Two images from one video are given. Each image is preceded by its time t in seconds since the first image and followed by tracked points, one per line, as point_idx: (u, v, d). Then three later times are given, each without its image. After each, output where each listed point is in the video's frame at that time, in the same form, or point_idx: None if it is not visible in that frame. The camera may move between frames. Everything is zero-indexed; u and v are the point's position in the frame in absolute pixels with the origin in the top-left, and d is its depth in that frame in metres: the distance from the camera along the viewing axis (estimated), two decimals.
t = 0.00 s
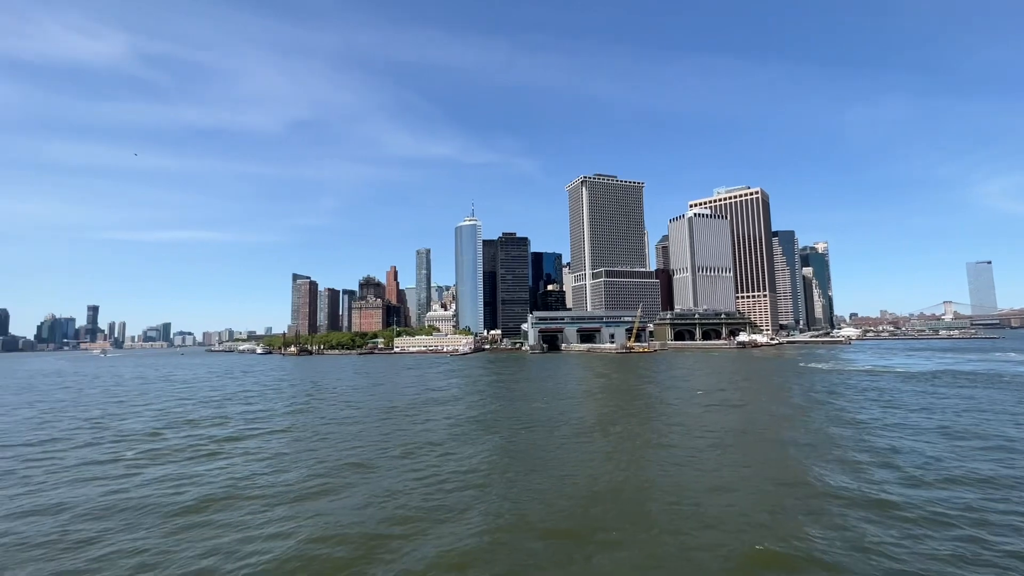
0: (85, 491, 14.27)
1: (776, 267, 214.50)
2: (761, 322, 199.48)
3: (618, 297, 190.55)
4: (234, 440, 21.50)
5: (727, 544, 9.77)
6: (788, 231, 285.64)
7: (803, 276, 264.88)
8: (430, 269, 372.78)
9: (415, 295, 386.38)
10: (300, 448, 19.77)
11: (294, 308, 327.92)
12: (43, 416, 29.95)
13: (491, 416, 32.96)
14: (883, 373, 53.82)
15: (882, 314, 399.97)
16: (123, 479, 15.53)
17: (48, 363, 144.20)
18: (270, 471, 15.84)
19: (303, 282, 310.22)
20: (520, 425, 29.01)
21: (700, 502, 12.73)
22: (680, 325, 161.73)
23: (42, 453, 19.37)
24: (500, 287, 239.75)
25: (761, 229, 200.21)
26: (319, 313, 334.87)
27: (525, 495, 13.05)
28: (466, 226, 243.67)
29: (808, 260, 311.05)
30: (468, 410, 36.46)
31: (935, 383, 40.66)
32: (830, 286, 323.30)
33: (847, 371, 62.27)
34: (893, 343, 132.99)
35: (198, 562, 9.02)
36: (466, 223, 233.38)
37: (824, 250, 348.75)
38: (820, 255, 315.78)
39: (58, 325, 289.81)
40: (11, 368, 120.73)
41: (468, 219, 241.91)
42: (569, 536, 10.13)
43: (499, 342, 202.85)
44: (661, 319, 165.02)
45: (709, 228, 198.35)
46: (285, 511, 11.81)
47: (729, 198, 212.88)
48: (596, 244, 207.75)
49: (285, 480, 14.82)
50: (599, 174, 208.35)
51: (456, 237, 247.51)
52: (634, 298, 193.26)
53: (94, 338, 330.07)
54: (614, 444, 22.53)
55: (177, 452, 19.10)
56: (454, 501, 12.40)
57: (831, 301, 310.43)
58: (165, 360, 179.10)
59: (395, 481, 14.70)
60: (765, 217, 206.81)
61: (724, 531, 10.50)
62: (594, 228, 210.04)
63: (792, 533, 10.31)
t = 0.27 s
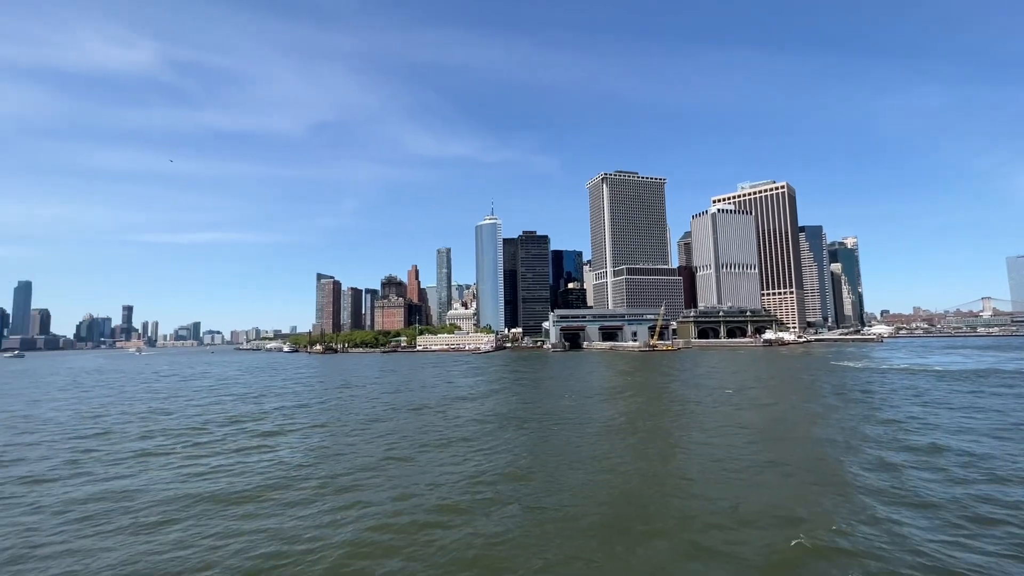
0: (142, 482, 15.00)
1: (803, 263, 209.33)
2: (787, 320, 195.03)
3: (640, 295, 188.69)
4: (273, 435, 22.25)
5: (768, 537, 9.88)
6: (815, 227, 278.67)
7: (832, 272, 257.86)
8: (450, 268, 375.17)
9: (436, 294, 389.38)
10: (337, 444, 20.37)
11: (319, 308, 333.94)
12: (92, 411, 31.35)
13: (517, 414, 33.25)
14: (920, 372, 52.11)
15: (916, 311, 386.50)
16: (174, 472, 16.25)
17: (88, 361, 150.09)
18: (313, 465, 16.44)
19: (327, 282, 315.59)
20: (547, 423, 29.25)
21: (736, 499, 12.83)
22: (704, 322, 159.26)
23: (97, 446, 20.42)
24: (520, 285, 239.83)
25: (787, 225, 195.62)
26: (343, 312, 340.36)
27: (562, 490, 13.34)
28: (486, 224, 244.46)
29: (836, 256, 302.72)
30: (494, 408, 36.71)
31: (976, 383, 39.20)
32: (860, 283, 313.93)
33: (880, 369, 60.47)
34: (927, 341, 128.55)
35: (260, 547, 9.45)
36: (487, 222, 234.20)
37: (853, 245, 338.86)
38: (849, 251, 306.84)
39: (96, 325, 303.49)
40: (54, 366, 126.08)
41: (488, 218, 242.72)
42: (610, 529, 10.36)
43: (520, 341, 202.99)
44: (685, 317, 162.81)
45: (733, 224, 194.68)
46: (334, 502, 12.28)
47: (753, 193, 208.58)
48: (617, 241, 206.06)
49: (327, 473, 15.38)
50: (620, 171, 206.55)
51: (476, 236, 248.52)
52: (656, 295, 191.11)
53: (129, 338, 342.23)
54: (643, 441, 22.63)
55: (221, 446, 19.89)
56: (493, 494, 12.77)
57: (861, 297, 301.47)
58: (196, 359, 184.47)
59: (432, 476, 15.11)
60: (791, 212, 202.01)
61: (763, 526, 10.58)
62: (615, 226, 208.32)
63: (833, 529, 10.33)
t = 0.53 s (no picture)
0: (191, 473, 15.82)
1: (832, 259, 203.70)
2: (815, 317, 190.25)
3: (663, 292, 186.51)
4: (310, 429, 22.97)
5: (799, 530, 10.03)
6: (844, 221, 271.26)
7: (862, 268, 250.18)
8: (471, 267, 377.20)
9: (457, 293, 392.52)
10: (370, 438, 21.02)
11: (343, 307, 340.08)
12: (138, 406, 32.94)
13: (543, 411, 33.55)
14: (959, 370, 50.33)
15: (953, 308, 371.96)
16: (219, 464, 17.06)
17: (126, 360, 156.13)
18: (350, 459, 17.06)
19: (350, 281, 321.11)
20: (574, 419, 29.50)
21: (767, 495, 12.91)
22: (729, 320, 156.58)
23: (147, 439, 21.58)
24: (541, 283, 239.66)
25: (815, 219, 190.67)
26: (366, 311, 345.55)
27: (593, 485, 13.69)
28: (506, 223, 244.99)
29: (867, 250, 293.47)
30: (518, 404, 36.94)
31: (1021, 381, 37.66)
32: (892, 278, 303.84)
33: (916, 367, 58.57)
34: (966, 338, 123.80)
35: (310, 530, 10.00)
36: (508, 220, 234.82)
37: (886, 240, 328.06)
38: (881, 245, 297.46)
39: (131, 323, 317.52)
40: (96, 363, 131.69)
41: (509, 216, 243.32)
42: (643, 523, 10.64)
43: (541, 338, 202.90)
44: (709, 314, 160.34)
45: (759, 219, 190.61)
46: (374, 496, 12.77)
47: (780, 187, 203.80)
48: (639, 238, 203.97)
49: (364, 467, 15.97)
50: (642, 166, 204.35)
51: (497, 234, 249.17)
52: (680, 292, 188.57)
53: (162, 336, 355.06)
54: (671, 438, 22.73)
55: (261, 440, 20.75)
56: (526, 488, 13.18)
57: (894, 293, 291.92)
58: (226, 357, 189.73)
59: (465, 470, 15.57)
60: (819, 206, 196.73)
61: (793, 521, 10.71)
62: (637, 222, 206.21)
63: (865, 523, 10.39)
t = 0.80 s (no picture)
0: (240, 464, 16.50)
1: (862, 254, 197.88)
2: (845, 314, 185.22)
3: (686, 289, 184.03)
4: (347, 424, 23.65)
5: (844, 530, 10.19)
6: (875, 215, 263.22)
7: (894, 262, 242.42)
8: (491, 265, 378.15)
9: (477, 291, 394.09)
10: (404, 432, 21.54)
11: (365, 305, 344.90)
12: (179, 401, 34.22)
13: (569, 407, 33.74)
14: (1001, 368, 48.61)
15: (991, 304, 357.29)
16: (266, 457, 17.80)
17: (161, 357, 161.57)
18: (389, 453, 17.57)
19: (373, 279, 325.41)
20: (601, 416, 29.77)
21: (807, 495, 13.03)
22: (755, 317, 153.71)
23: (193, 432, 22.49)
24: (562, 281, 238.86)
25: (844, 213, 185.46)
26: (388, 309, 349.71)
27: (632, 481, 14.04)
28: (527, 221, 244.78)
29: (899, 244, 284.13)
30: (545, 401, 37.14)
31: None
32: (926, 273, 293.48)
33: (953, 365, 56.74)
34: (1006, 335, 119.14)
35: (364, 519, 10.45)
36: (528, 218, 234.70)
37: (919, 233, 316.83)
38: (914, 239, 287.52)
39: (164, 322, 327.99)
40: (133, 361, 136.53)
41: (529, 214, 243.15)
42: (682, 519, 10.86)
43: (563, 336, 202.36)
44: (734, 311, 157.68)
45: (785, 214, 186.28)
46: (418, 489, 13.17)
47: (807, 181, 198.79)
48: (661, 235, 201.50)
49: (404, 460, 16.45)
50: (664, 162, 201.61)
51: (517, 232, 249.19)
52: (703, 289, 185.80)
53: (192, 334, 365.68)
54: (701, 434, 22.87)
55: (300, 434, 21.43)
56: (567, 483, 13.55)
57: (928, 289, 282.08)
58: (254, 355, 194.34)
59: (502, 465, 15.96)
60: (849, 199, 191.23)
61: (836, 521, 10.79)
62: (659, 219, 203.68)
63: (909, 523, 10.48)
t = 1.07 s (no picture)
0: (284, 458, 16.96)
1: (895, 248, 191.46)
2: (877, 310, 179.54)
3: (710, 286, 181.07)
4: (381, 420, 24.03)
5: (895, 525, 10.10)
6: (908, 208, 254.56)
7: (929, 257, 233.87)
8: (511, 263, 378.61)
9: (498, 289, 395.04)
10: (438, 430, 21.87)
11: (388, 304, 349.35)
12: (217, 398, 35.30)
13: (596, 404, 33.76)
14: None
15: None
16: (307, 451, 18.27)
17: (195, 355, 167.04)
18: (426, 448, 17.85)
19: (395, 278, 329.43)
20: (630, 413, 29.67)
21: (854, 493, 12.87)
22: (782, 314, 150.31)
23: (233, 426, 23.17)
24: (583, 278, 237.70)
25: (876, 206, 179.78)
26: (410, 308, 353.51)
27: (670, 478, 14.12)
28: (547, 218, 244.24)
29: (935, 239, 273.96)
30: (573, 399, 37.10)
31: None
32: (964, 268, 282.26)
33: (997, 363, 54.49)
34: None
35: (410, 512, 10.69)
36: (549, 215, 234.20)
37: (956, 227, 304.90)
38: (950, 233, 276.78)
39: (195, 321, 338.91)
40: (168, 358, 141.40)
41: (550, 211, 242.58)
42: (723, 515, 10.82)
43: (584, 334, 201.46)
44: (761, 308, 154.51)
45: (813, 208, 181.50)
46: (462, 484, 13.37)
47: (836, 174, 193.30)
48: (685, 231, 198.58)
49: (443, 456, 16.77)
50: (687, 157, 198.48)
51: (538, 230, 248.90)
52: (728, 286, 182.49)
53: (222, 333, 376.44)
54: (736, 432, 22.66)
55: (337, 430, 21.96)
56: (608, 479, 13.71)
57: (966, 284, 271.30)
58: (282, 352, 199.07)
59: (541, 462, 16.05)
60: (881, 192, 185.26)
61: (885, 520, 10.58)
62: (682, 215, 200.73)
63: (962, 523, 10.21)
